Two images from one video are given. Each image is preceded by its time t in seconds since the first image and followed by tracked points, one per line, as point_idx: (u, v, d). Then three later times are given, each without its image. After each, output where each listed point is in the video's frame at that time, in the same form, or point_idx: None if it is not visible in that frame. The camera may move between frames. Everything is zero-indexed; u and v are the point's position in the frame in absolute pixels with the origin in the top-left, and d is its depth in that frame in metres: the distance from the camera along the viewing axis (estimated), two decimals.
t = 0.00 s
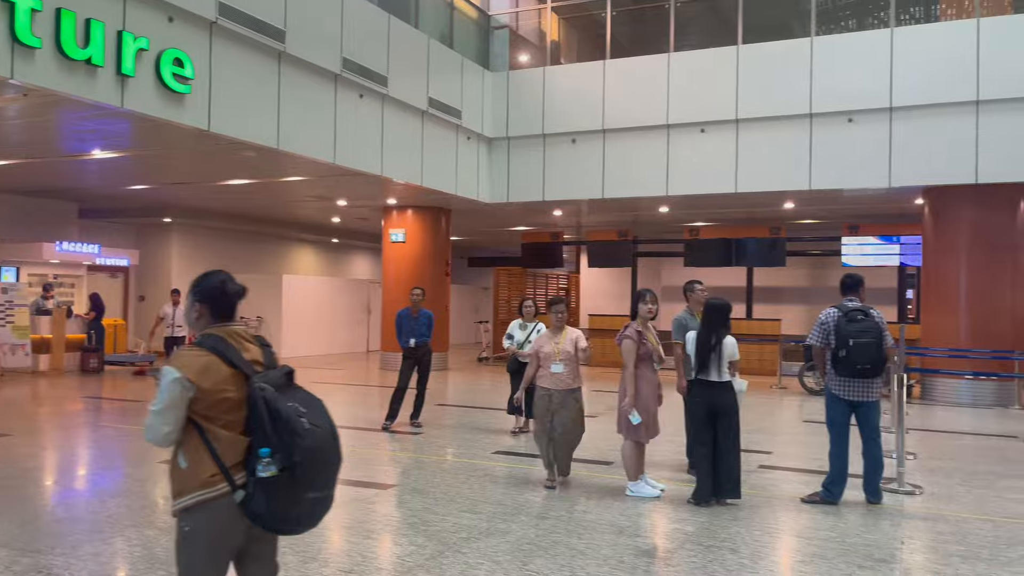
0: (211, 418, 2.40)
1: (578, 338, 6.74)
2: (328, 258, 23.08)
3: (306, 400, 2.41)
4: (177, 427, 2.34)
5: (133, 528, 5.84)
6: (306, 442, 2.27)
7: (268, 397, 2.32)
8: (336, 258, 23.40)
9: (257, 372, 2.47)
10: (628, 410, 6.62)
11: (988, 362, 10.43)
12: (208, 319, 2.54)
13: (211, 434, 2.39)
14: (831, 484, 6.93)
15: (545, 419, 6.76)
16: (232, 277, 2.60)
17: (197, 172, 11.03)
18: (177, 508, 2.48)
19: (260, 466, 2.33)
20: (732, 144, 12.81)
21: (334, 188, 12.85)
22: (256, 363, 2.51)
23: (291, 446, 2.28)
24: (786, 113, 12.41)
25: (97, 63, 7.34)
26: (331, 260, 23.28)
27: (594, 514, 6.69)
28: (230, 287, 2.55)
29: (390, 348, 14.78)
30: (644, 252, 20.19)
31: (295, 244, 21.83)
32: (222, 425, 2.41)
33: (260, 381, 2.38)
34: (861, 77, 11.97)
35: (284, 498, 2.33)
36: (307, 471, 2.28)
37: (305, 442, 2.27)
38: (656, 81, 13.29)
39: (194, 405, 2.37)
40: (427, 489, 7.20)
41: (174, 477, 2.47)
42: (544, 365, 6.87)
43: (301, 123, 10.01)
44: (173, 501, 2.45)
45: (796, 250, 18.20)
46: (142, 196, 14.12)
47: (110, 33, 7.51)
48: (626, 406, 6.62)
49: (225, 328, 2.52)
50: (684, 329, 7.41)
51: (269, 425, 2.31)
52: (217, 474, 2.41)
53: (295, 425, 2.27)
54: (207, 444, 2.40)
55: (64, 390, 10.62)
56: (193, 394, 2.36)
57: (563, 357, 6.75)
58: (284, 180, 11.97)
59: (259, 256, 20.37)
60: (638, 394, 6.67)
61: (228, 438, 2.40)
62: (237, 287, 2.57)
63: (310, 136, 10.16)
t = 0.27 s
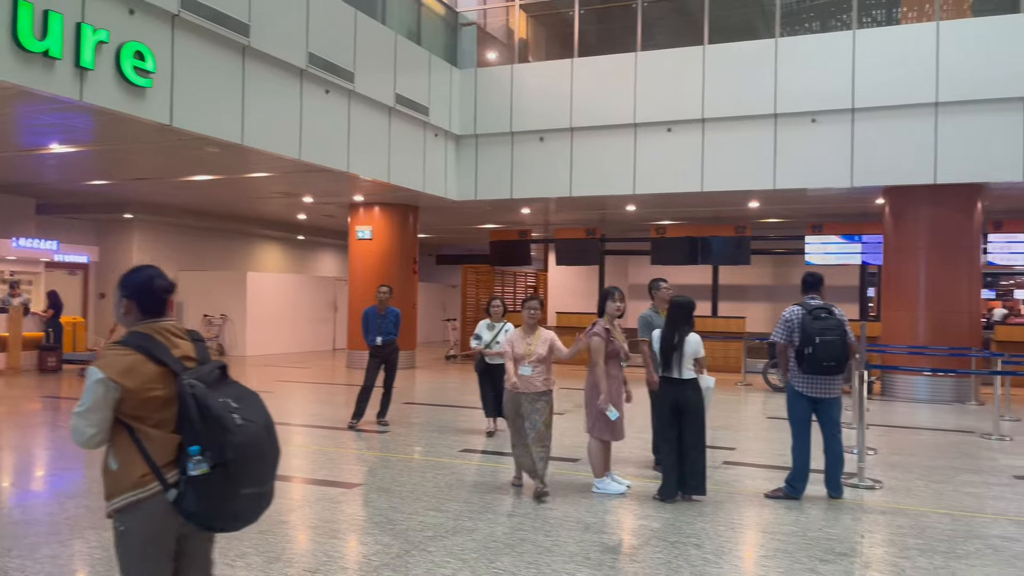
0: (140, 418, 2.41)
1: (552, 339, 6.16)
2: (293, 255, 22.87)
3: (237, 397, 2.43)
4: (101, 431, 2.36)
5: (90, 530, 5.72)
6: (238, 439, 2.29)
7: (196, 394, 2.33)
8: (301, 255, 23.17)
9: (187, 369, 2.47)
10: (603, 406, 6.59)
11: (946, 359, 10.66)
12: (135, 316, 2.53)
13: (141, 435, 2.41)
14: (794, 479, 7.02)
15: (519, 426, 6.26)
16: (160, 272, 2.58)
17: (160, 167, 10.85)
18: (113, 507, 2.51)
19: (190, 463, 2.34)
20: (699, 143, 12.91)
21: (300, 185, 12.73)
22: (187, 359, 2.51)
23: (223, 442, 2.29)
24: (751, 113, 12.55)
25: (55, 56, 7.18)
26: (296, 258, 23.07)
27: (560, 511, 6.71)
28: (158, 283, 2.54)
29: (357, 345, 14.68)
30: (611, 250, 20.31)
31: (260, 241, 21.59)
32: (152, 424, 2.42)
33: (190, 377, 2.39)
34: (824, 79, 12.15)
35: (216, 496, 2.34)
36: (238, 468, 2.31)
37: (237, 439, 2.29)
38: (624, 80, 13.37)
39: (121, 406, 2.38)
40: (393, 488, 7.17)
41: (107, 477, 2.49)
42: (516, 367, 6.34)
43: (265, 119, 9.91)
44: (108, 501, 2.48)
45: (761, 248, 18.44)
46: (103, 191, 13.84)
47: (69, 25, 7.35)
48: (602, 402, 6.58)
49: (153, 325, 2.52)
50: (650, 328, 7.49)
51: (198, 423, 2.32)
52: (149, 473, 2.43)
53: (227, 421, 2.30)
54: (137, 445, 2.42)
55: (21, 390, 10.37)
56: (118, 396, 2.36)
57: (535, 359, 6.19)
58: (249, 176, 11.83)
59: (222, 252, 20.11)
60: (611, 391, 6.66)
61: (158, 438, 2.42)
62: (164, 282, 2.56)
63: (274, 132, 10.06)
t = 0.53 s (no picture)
0: (82, 417, 2.36)
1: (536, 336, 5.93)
2: (257, 252, 22.61)
3: (183, 395, 2.40)
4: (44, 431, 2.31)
5: (47, 532, 5.60)
6: (182, 437, 2.25)
7: (140, 392, 2.29)
8: (266, 253, 22.93)
9: (131, 368, 2.42)
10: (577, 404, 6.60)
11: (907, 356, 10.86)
12: (77, 313, 2.47)
13: (83, 435, 2.37)
14: (759, 475, 7.11)
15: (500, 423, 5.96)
16: (102, 268, 2.53)
17: (122, 162, 10.65)
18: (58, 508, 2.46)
19: (134, 463, 2.30)
20: (667, 142, 13.01)
21: (266, 181, 12.60)
22: (132, 357, 2.46)
23: (166, 441, 2.26)
24: (719, 113, 12.67)
25: (12, 48, 7.00)
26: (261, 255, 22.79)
27: (528, 509, 6.71)
28: (99, 279, 2.49)
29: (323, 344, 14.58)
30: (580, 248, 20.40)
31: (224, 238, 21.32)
32: (95, 424, 2.38)
33: (133, 375, 2.35)
34: (790, 79, 12.30)
35: (161, 496, 2.31)
36: (183, 466, 2.27)
37: (181, 437, 2.26)
38: (593, 79, 13.43)
39: (61, 406, 2.33)
40: (360, 487, 7.12)
41: (50, 478, 2.44)
42: (495, 365, 6.02)
43: (231, 114, 9.79)
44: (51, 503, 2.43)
45: (727, 247, 18.64)
46: (63, 186, 13.55)
47: (27, 17, 7.17)
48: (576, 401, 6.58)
49: (96, 322, 2.46)
50: (617, 325, 7.55)
51: (142, 422, 2.28)
52: (92, 474, 2.38)
53: (170, 420, 2.26)
54: (80, 445, 2.37)
55: None
56: (59, 396, 2.31)
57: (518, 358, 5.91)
58: (214, 172, 11.67)
59: (185, 249, 19.82)
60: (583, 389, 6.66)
61: (101, 438, 2.37)
62: (106, 279, 2.50)
63: (240, 128, 9.95)
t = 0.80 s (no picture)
0: (38, 414, 2.32)
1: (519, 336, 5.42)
2: (223, 249, 22.36)
3: (144, 395, 2.35)
4: None
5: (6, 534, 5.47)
6: (139, 438, 2.22)
7: (99, 391, 2.25)
8: (231, 250, 22.67)
9: (91, 365, 2.37)
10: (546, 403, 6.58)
11: (870, 354, 11.04)
12: (38, 307, 2.43)
13: (38, 432, 2.32)
14: (725, 472, 7.19)
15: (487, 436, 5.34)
16: (65, 263, 2.48)
17: (85, 157, 10.46)
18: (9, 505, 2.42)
19: (88, 463, 2.26)
20: (635, 141, 13.10)
21: (233, 177, 12.45)
22: (93, 355, 2.42)
23: (123, 441, 2.22)
24: (686, 113, 12.77)
25: None
26: (227, 252, 22.54)
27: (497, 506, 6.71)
28: (62, 274, 2.44)
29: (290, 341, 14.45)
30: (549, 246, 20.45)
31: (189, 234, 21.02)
32: (51, 421, 2.33)
33: (93, 373, 2.30)
34: (757, 80, 12.44)
35: (116, 496, 2.27)
36: (139, 468, 2.24)
37: (137, 439, 2.22)
38: (562, 77, 13.47)
39: (17, 403, 2.29)
40: (328, 486, 7.07)
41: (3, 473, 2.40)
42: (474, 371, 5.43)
43: (196, 109, 9.67)
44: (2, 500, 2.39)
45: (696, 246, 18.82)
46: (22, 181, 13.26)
47: None
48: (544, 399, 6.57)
49: (56, 318, 2.42)
50: (584, 323, 7.59)
51: (99, 422, 2.24)
52: (44, 472, 2.34)
53: (128, 420, 2.22)
54: (34, 443, 2.33)
55: None
56: (14, 391, 2.26)
57: (501, 362, 5.37)
58: (179, 168, 11.52)
59: (147, 246, 19.52)
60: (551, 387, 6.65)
61: (57, 436, 2.33)
62: (70, 274, 2.46)
63: (205, 123, 9.83)
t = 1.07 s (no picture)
0: None
1: (504, 335, 5.08)
2: (184, 246, 22.02)
3: (101, 399, 2.40)
4: None
5: None
6: (87, 443, 2.27)
7: (51, 392, 2.29)
8: (192, 247, 22.34)
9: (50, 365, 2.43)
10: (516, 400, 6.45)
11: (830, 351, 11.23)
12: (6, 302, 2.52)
13: None
14: (688, 468, 7.26)
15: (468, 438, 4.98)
16: (37, 263, 2.59)
17: (42, 151, 10.21)
18: None
19: (35, 464, 2.31)
20: (601, 140, 13.17)
21: (196, 173, 12.27)
22: (54, 354, 2.48)
23: (72, 446, 2.27)
24: (652, 112, 12.87)
25: None
26: (188, 248, 22.20)
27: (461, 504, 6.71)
28: (31, 273, 2.55)
29: (253, 340, 14.28)
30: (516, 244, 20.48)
31: (149, 231, 20.66)
32: (4, 417, 2.39)
33: (49, 372, 2.36)
34: (721, 80, 12.57)
35: (59, 499, 2.31)
36: (83, 473, 2.28)
37: (85, 444, 2.26)
38: (528, 75, 13.49)
39: None
40: (291, 486, 7.01)
41: None
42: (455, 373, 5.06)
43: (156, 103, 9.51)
44: None
45: (661, 244, 18.99)
46: None
47: None
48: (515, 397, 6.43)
49: (22, 314, 2.50)
50: (552, 319, 7.60)
51: (50, 423, 2.29)
52: None
53: (78, 424, 2.27)
54: None
55: None
56: None
57: (484, 363, 5.03)
58: (139, 163, 11.31)
59: (106, 242, 19.14)
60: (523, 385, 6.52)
61: (8, 432, 2.39)
62: (38, 274, 2.56)
63: (166, 117, 9.67)
